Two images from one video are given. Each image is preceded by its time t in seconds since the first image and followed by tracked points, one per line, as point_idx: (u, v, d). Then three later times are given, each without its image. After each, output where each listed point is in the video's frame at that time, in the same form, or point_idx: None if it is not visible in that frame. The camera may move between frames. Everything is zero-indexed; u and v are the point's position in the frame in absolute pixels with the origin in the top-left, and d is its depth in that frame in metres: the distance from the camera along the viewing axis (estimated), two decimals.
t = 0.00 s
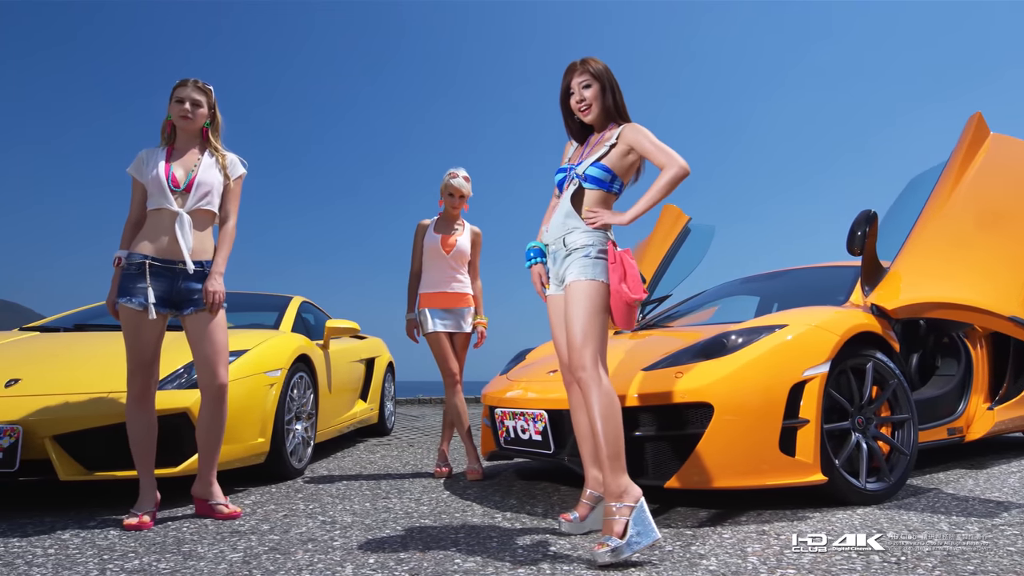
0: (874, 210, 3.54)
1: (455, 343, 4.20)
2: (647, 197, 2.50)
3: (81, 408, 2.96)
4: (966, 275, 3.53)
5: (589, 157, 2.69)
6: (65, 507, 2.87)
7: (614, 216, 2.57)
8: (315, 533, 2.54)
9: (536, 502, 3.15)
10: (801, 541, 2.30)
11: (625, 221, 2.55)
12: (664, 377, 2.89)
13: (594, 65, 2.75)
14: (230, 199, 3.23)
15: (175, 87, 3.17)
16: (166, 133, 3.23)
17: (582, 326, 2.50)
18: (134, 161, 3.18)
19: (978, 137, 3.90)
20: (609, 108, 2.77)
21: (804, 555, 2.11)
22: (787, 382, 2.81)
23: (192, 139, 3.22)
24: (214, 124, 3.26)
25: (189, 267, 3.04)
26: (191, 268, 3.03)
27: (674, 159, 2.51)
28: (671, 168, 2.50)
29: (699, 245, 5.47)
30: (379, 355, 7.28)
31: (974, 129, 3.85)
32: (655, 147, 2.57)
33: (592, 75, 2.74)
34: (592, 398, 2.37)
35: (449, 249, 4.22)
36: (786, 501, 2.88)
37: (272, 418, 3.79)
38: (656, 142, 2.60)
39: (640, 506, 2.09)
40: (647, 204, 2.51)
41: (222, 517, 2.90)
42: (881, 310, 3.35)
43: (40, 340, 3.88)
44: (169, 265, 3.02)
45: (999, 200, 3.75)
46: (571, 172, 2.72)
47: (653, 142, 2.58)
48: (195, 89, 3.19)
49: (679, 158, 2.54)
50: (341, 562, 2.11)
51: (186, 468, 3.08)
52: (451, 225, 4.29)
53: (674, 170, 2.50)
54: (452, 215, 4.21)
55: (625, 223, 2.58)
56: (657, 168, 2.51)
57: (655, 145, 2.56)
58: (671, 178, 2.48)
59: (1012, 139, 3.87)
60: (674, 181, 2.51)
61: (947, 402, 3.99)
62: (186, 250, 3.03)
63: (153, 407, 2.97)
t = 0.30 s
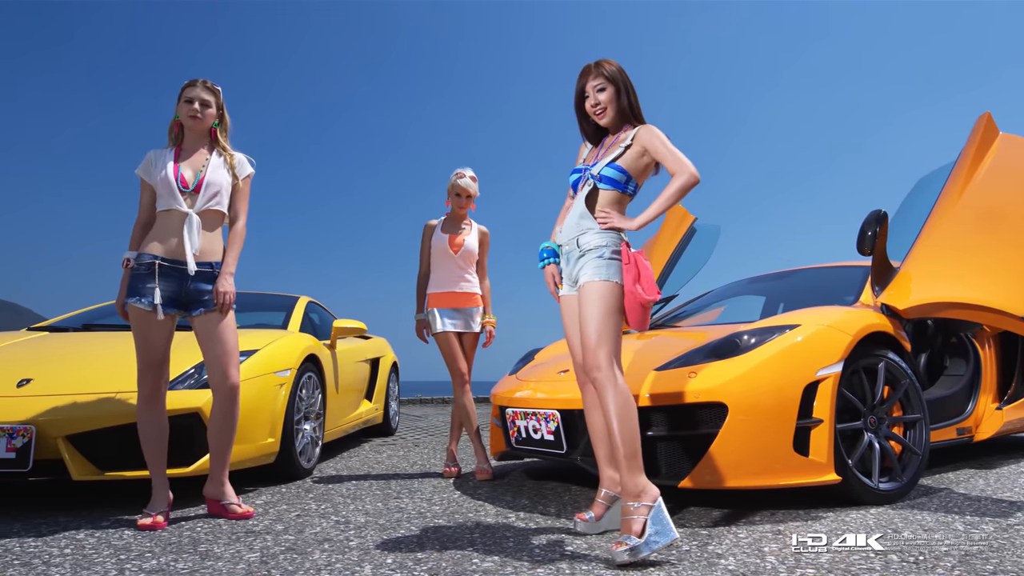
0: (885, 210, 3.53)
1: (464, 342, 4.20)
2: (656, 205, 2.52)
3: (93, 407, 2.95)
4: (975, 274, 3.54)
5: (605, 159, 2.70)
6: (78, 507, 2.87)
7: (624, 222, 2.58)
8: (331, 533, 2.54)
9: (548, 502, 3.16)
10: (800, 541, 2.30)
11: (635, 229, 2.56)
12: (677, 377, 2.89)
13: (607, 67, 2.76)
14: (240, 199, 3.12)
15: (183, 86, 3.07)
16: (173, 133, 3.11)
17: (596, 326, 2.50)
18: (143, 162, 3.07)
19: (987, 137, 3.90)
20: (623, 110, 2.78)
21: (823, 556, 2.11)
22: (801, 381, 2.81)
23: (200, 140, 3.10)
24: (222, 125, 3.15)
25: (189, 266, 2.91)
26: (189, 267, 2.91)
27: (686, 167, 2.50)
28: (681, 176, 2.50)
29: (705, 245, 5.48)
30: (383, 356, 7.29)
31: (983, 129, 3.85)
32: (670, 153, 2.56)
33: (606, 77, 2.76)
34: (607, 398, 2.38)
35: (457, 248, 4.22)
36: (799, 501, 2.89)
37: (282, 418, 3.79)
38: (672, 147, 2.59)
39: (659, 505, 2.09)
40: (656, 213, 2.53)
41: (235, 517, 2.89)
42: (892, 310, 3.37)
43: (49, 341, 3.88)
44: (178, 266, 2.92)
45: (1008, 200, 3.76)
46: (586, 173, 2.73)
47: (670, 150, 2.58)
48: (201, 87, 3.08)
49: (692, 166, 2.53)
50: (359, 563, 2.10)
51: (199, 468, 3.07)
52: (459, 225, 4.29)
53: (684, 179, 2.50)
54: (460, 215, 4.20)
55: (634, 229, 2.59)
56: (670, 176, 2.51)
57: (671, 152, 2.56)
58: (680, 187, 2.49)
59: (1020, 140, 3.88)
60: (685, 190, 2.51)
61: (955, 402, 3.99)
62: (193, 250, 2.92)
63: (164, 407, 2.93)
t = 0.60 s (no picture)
0: (895, 210, 3.53)
1: (473, 343, 4.19)
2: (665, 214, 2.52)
3: (108, 407, 2.95)
4: (984, 274, 3.54)
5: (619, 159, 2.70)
6: (91, 507, 2.86)
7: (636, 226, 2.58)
8: (346, 533, 2.54)
9: (559, 502, 3.16)
10: (800, 540, 2.30)
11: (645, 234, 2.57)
12: (689, 377, 2.89)
13: (620, 70, 2.76)
14: (250, 200, 3.11)
15: (193, 88, 3.06)
16: (183, 134, 3.10)
17: (612, 327, 2.50)
18: (153, 164, 3.05)
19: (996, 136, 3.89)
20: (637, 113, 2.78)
21: (841, 556, 2.11)
22: (814, 381, 2.81)
23: (210, 140, 3.08)
24: (232, 125, 3.14)
25: (192, 266, 2.88)
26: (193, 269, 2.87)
27: (696, 175, 2.50)
28: (691, 184, 2.50)
29: (711, 245, 5.48)
30: (388, 356, 7.29)
31: (993, 129, 3.84)
32: (681, 157, 2.55)
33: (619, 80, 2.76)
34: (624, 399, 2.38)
35: (466, 248, 4.21)
36: (812, 501, 2.89)
37: (292, 418, 3.78)
38: (684, 150, 2.58)
39: (677, 506, 2.09)
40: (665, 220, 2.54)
41: (247, 517, 2.89)
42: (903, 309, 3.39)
43: (58, 340, 3.88)
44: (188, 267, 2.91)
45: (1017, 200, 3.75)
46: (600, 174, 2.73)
47: (682, 153, 2.56)
48: (211, 88, 3.07)
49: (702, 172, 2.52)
50: (377, 562, 2.10)
51: (211, 468, 3.07)
52: (467, 225, 4.28)
53: (694, 186, 2.49)
54: (468, 215, 4.20)
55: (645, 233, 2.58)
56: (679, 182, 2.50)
57: (681, 157, 2.54)
58: (690, 194, 2.48)
59: None
60: (694, 197, 2.50)
61: (964, 402, 3.99)
62: (201, 251, 2.90)
63: (176, 406, 2.93)
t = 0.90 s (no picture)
0: (904, 210, 3.53)
1: (482, 343, 4.19)
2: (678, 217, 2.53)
3: (124, 406, 2.96)
4: (994, 274, 3.54)
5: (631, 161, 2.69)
6: (104, 507, 2.86)
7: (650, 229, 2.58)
8: (360, 533, 2.54)
9: (571, 502, 3.16)
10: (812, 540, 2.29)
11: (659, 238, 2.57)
12: (701, 377, 2.89)
13: (630, 72, 2.75)
14: (262, 200, 3.11)
15: (204, 89, 3.06)
16: (193, 135, 3.09)
17: (626, 329, 2.49)
18: (164, 166, 3.05)
19: (1005, 136, 3.88)
20: (649, 114, 2.78)
21: (858, 555, 2.11)
22: (827, 381, 2.81)
23: (221, 141, 3.08)
24: (242, 125, 3.13)
25: (205, 267, 2.88)
26: (206, 270, 2.87)
27: (708, 178, 2.51)
28: (704, 187, 2.50)
29: (718, 245, 5.47)
30: (393, 356, 7.29)
31: (1001, 129, 3.83)
32: (693, 159, 2.54)
33: (631, 82, 2.76)
34: (639, 402, 2.38)
35: (474, 248, 4.20)
36: (824, 501, 2.89)
37: (301, 418, 3.78)
38: (696, 151, 2.57)
39: (694, 506, 2.10)
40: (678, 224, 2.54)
41: (260, 517, 2.89)
42: (913, 309, 3.38)
43: (67, 341, 3.88)
44: (200, 267, 2.90)
45: None
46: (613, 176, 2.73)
47: (695, 155, 2.56)
48: (222, 89, 3.07)
49: (714, 175, 2.53)
50: (395, 563, 2.10)
51: (223, 468, 3.06)
52: (474, 225, 4.27)
53: (707, 189, 2.50)
54: (476, 215, 4.19)
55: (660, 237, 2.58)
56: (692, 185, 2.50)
57: (694, 159, 2.54)
58: (702, 199, 2.50)
59: None
60: (707, 199, 2.51)
61: (973, 402, 3.99)
62: (212, 252, 2.89)
63: (188, 406, 2.93)
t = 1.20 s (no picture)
0: (914, 210, 3.53)
1: (490, 343, 4.18)
2: (689, 220, 2.52)
3: (138, 406, 2.96)
4: (1004, 275, 3.54)
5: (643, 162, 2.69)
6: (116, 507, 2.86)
7: (662, 232, 2.57)
8: (374, 533, 2.54)
9: (582, 502, 3.16)
10: (828, 540, 2.29)
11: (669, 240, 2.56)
12: (712, 377, 2.89)
13: (641, 73, 2.75)
14: (273, 200, 3.11)
15: (216, 90, 3.06)
16: (204, 135, 3.09)
17: (640, 329, 2.49)
18: (176, 166, 3.05)
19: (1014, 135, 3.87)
20: (660, 115, 2.78)
21: (875, 555, 2.11)
22: (840, 381, 2.81)
23: (233, 141, 3.08)
24: (254, 125, 3.13)
25: (216, 269, 2.87)
26: (219, 271, 2.87)
27: (719, 182, 2.51)
28: (715, 190, 2.51)
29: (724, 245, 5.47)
30: (397, 356, 7.28)
31: (1010, 128, 3.82)
32: (705, 162, 2.54)
33: (642, 83, 2.76)
34: (654, 402, 2.38)
35: (483, 248, 4.20)
36: (836, 501, 2.89)
37: (310, 418, 3.78)
38: (708, 154, 2.57)
39: (712, 505, 2.10)
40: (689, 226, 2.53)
41: (272, 518, 2.89)
42: (924, 309, 3.38)
43: (76, 341, 3.87)
44: (212, 267, 2.90)
45: None
46: (624, 176, 2.73)
47: (708, 159, 2.55)
48: (233, 89, 3.06)
49: (725, 179, 2.52)
50: (412, 563, 2.10)
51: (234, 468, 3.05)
52: (483, 225, 4.27)
53: (718, 193, 2.51)
54: (484, 215, 4.19)
55: (671, 239, 2.58)
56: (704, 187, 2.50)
57: (706, 161, 2.54)
58: (712, 202, 2.50)
59: None
60: (718, 203, 2.51)
61: (981, 402, 4.00)
62: (225, 253, 2.89)
63: (201, 407, 2.92)
